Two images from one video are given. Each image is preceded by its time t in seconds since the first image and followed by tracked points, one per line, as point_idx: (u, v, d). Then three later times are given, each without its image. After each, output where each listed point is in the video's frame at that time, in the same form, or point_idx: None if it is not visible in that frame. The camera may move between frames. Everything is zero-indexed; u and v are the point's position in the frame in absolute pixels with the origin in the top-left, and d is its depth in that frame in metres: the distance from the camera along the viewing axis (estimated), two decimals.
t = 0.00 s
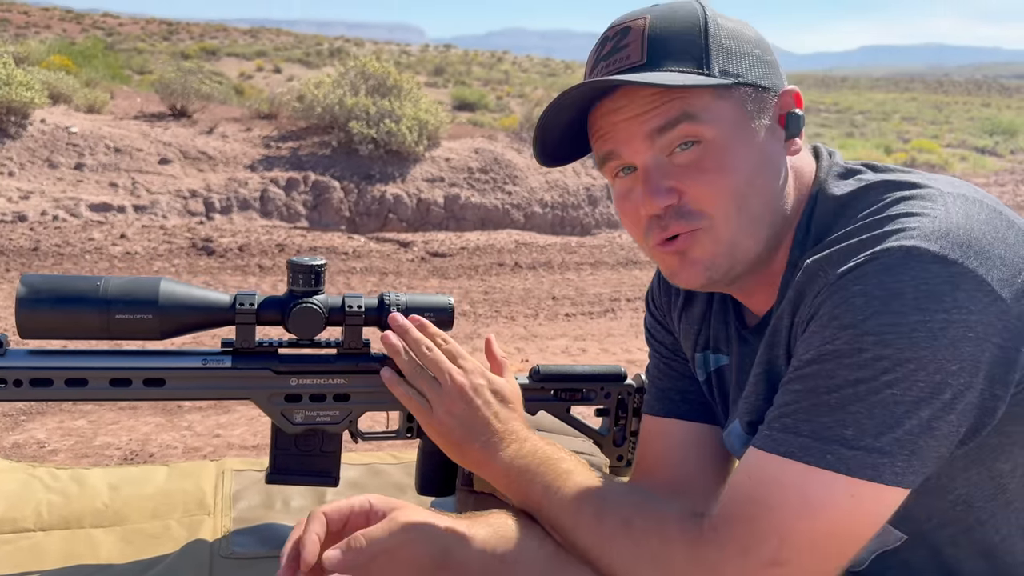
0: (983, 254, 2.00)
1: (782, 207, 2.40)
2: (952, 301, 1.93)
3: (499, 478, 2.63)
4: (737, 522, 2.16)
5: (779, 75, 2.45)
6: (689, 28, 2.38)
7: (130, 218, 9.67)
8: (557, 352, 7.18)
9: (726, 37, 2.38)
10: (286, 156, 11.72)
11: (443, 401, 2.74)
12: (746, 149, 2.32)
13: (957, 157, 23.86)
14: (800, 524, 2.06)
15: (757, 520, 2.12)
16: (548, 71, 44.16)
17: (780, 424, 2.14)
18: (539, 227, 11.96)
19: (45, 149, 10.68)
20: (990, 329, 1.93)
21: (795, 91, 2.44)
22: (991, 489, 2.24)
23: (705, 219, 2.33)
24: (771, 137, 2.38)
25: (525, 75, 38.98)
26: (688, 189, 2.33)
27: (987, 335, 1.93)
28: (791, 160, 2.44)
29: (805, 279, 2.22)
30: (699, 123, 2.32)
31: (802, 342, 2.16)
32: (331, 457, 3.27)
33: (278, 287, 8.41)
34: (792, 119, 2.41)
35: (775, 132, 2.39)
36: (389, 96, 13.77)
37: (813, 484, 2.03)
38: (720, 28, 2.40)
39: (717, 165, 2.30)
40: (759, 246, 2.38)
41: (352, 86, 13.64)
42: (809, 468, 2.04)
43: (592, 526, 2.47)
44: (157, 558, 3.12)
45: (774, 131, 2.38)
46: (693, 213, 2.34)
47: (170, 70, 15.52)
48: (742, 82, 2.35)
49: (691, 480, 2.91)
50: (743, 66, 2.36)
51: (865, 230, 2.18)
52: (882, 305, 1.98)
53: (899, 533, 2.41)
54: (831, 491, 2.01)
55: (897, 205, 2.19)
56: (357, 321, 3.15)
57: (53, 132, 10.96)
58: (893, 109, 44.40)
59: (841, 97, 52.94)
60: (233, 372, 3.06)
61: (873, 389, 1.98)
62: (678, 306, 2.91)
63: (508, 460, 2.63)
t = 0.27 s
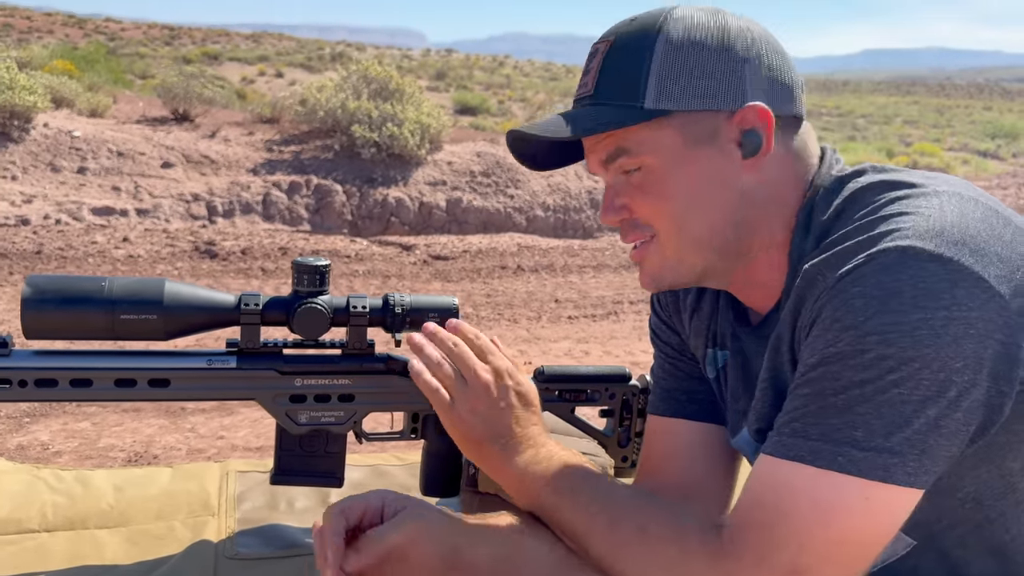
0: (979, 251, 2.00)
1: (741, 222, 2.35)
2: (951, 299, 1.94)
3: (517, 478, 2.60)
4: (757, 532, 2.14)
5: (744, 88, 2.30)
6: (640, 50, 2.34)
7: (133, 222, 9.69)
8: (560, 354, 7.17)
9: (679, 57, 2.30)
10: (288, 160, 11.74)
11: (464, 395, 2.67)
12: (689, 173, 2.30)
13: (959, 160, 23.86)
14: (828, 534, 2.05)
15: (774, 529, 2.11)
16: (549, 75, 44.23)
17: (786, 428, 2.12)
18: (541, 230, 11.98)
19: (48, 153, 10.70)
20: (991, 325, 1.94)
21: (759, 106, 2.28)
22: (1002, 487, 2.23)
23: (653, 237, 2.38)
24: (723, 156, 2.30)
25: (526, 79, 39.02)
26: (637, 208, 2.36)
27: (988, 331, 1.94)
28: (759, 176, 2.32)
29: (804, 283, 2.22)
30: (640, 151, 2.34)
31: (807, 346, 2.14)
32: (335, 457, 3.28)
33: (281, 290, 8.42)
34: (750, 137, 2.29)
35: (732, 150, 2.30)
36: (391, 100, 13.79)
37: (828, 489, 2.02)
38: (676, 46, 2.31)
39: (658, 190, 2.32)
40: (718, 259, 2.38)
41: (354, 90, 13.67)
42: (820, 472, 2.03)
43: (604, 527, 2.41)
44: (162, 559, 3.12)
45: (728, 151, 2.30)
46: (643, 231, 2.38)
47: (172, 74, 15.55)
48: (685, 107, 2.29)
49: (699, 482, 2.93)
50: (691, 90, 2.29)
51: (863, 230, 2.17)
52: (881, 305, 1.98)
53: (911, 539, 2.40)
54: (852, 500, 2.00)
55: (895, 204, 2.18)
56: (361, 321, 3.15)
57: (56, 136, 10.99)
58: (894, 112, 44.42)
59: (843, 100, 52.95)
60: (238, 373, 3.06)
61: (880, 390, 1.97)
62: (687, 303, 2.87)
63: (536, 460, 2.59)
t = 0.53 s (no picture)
0: (927, 207, 1.98)
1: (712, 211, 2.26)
2: (889, 227, 1.91)
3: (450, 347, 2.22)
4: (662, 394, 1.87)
5: (712, 84, 2.14)
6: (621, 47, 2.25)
7: (137, 226, 9.72)
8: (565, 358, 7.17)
9: (654, 54, 2.18)
10: (292, 165, 11.76)
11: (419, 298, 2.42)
12: (654, 167, 2.25)
13: (962, 164, 23.85)
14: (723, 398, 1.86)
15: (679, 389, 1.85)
16: (551, 79, 44.31)
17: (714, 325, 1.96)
18: (544, 234, 11.99)
19: (52, 158, 10.74)
20: (917, 264, 1.91)
21: (719, 105, 2.13)
22: (976, 466, 2.14)
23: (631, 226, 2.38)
24: (685, 153, 2.20)
25: (528, 84, 39.09)
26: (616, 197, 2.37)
27: (912, 268, 1.91)
28: (725, 172, 2.19)
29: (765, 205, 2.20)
30: (612, 147, 2.31)
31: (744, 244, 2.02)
32: (342, 461, 3.29)
33: (285, 294, 8.43)
34: (710, 135, 2.15)
35: (693, 145, 2.18)
36: (394, 105, 13.82)
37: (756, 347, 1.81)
38: (653, 41, 2.19)
39: (629, 184, 2.31)
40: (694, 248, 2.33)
41: (357, 95, 13.69)
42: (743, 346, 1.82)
43: (511, 376, 2.04)
44: (169, 563, 3.12)
45: (690, 148, 2.19)
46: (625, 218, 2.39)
47: (176, 80, 15.60)
48: (648, 107, 2.20)
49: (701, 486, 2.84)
50: (660, 89, 2.18)
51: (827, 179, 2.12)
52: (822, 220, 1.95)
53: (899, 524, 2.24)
54: (762, 375, 1.82)
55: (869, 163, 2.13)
56: (369, 325, 3.14)
57: (60, 141, 11.02)
58: (896, 116, 44.43)
59: (844, 104, 52.97)
60: (246, 377, 3.07)
61: (802, 277, 1.86)
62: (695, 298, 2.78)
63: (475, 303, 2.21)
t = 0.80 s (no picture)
0: (921, 185, 2.19)
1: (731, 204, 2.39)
2: (872, 195, 2.14)
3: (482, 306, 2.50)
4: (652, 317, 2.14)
5: (721, 82, 2.28)
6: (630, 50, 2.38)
7: (142, 231, 9.73)
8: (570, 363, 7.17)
9: (664, 56, 2.31)
10: (296, 170, 11.77)
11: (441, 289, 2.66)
12: (669, 167, 2.38)
13: (965, 168, 23.83)
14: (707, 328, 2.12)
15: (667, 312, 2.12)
16: (553, 84, 44.34)
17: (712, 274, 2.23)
18: (548, 239, 12.00)
19: (57, 163, 10.75)
20: (902, 238, 2.13)
21: (729, 102, 2.26)
22: (965, 439, 2.28)
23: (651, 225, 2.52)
24: (700, 151, 2.33)
25: (530, 89, 39.13)
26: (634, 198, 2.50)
27: (898, 240, 2.12)
28: (742, 167, 2.33)
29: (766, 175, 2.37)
30: (627, 150, 2.44)
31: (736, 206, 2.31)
32: (351, 467, 3.29)
33: (291, 299, 8.43)
34: (724, 132, 2.29)
35: (708, 141, 2.32)
36: (397, 110, 13.84)
37: (732, 276, 2.08)
38: (662, 45, 2.32)
39: (646, 186, 2.44)
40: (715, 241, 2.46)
41: (361, 100, 13.72)
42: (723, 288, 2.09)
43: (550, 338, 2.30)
44: (179, 569, 3.12)
45: (705, 145, 2.33)
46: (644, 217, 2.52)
47: (180, 85, 15.62)
48: (661, 107, 2.33)
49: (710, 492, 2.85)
50: (670, 90, 2.31)
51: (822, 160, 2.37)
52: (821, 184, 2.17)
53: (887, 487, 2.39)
54: (741, 308, 2.09)
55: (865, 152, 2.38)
56: (378, 331, 3.13)
57: (65, 147, 11.04)
58: (898, 120, 44.41)
59: (847, 108, 52.95)
60: (255, 383, 3.07)
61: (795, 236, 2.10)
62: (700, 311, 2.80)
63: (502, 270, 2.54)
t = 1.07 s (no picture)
0: (934, 192, 2.16)
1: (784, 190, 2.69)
2: (885, 201, 2.12)
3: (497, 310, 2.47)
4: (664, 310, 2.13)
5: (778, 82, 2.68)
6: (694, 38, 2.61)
7: (146, 237, 9.74)
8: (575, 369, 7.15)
9: (729, 49, 2.62)
10: (300, 175, 11.78)
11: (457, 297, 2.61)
12: (744, 142, 2.61)
13: (968, 171, 23.79)
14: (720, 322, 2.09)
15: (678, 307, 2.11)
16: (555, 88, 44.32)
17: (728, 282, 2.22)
18: (552, 244, 12.00)
19: (61, 169, 10.77)
20: (913, 242, 2.09)
21: (796, 95, 2.68)
22: (977, 448, 2.25)
23: (713, 205, 2.66)
24: (772, 132, 2.67)
25: (533, 92, 39.12)
26: (698, 175, 2.64)
27: (909, 245, 2.09)
28: (795, 158, 2.72)
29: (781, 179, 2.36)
30: (702, 124, 2.61)
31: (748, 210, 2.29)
32: (359, 478, 3.28)
33: (295, 305, 8.43)
34: (794, 121, 2.67)
35: (776, 125, 2.67)
36: (401, 115, 13.85)
37: (740, 275, 2.06)
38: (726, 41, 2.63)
39: (720, 157, 2.61)
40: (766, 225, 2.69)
41: (364, 106, 13.72)
42: (728, 287, 2.07)
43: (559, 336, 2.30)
44: None
45: (777, 128, 2.67)
46: (703, 198, 2.66)
47: (184, 90, 15.64)
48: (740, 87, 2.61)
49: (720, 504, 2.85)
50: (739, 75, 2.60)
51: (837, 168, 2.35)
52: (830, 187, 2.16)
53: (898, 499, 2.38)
54: (751, 304, 2.06)
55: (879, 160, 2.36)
56: (386, 342, 3.14)
57: (70, 152, 11.05)
58: (901, 123, 44.37)
59: (849, 111, 52.89)
60: (263, 395, 3.06)
61: (800, 235, 2.08)
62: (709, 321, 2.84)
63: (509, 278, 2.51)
